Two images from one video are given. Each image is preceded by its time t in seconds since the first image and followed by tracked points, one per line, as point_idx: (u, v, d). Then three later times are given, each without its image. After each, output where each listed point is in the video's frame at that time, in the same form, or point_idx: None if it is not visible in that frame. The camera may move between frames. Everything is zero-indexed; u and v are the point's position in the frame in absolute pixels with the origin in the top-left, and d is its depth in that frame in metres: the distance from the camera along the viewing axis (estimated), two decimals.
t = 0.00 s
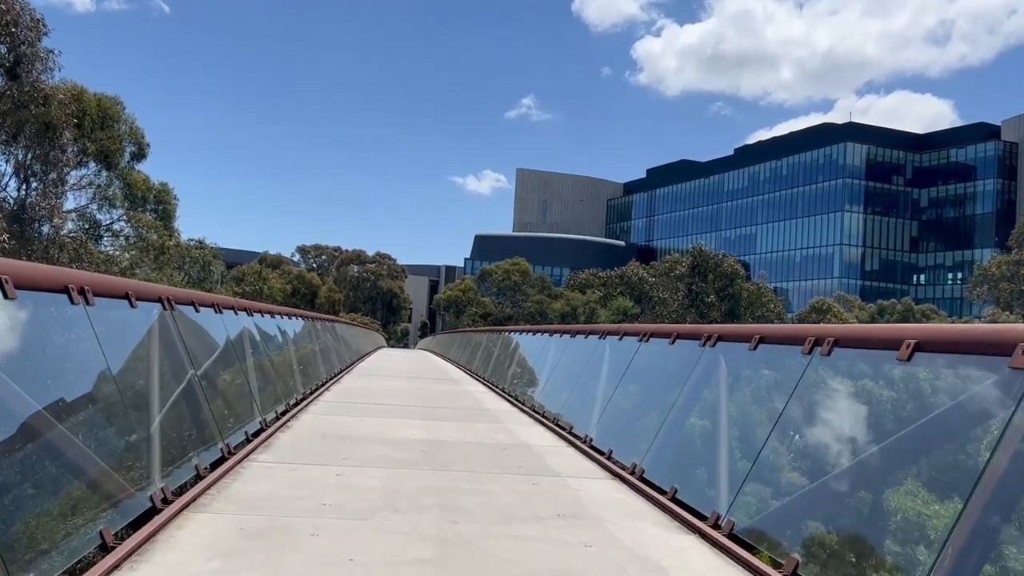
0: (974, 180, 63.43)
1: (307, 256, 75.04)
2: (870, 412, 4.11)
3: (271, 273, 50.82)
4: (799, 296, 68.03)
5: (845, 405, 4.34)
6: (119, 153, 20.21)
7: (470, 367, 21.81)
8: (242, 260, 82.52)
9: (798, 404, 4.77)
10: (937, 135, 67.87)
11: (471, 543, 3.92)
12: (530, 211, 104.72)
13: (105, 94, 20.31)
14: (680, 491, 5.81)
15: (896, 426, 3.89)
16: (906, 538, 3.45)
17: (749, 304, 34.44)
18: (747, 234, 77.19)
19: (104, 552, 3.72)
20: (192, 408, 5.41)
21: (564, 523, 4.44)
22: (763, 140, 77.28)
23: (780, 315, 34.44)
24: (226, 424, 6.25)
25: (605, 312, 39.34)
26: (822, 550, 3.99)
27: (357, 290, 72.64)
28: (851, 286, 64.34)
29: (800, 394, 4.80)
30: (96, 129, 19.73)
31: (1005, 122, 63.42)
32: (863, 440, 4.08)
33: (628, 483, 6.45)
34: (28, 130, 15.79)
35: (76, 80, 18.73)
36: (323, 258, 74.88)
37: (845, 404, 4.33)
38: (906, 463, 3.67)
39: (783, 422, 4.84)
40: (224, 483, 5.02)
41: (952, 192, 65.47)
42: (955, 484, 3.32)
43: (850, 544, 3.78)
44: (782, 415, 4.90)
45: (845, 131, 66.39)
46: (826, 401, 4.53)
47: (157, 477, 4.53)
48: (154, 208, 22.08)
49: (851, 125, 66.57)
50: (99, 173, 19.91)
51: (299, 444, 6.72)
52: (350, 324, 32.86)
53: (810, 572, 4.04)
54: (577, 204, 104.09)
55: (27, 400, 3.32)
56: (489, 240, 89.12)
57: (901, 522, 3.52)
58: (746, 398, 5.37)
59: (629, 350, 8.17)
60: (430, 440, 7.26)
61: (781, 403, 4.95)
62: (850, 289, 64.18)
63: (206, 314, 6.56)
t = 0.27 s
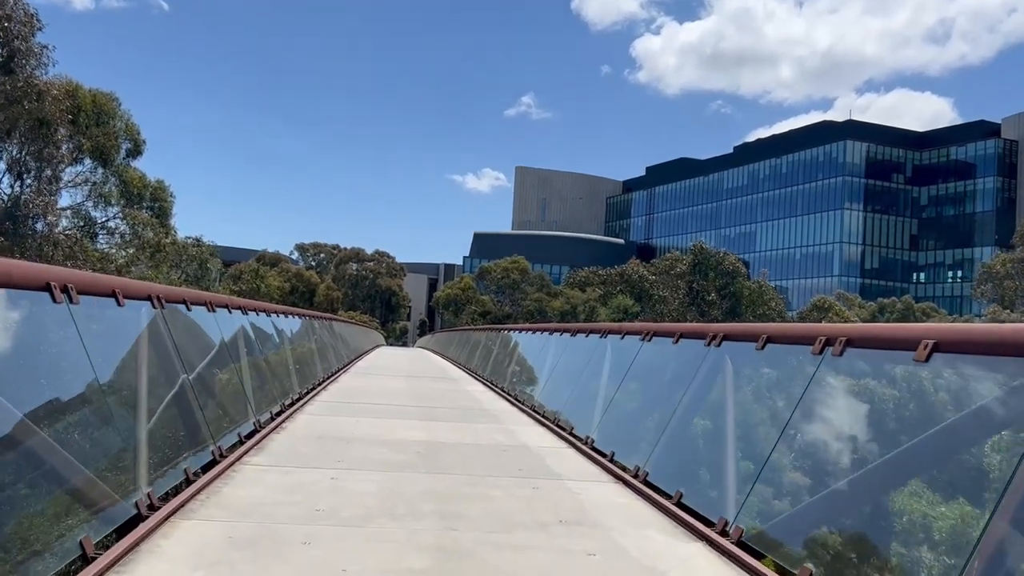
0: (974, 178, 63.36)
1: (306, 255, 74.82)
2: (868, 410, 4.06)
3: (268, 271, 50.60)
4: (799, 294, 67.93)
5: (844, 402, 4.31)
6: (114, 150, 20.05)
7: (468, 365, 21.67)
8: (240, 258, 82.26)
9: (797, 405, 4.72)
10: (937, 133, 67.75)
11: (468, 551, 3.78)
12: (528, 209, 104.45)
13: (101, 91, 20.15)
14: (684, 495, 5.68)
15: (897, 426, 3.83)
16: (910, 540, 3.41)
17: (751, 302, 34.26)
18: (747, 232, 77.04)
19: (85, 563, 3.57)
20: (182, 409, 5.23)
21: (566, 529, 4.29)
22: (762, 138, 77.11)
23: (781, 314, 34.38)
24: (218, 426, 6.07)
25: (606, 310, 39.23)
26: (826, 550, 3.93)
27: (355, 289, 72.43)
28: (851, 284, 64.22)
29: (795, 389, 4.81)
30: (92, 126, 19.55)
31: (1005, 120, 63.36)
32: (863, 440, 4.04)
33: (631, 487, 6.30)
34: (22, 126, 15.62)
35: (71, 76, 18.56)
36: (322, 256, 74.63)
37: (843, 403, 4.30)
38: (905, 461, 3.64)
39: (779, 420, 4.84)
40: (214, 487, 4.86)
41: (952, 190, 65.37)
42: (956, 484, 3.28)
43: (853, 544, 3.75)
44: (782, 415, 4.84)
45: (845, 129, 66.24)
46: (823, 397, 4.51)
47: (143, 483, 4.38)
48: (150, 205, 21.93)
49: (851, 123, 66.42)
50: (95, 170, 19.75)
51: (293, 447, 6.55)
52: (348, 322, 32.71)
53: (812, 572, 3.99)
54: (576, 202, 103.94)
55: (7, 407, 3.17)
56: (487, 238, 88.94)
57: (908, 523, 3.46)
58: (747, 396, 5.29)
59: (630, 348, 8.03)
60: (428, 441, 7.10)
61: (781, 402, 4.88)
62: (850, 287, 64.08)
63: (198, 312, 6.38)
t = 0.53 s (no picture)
0: (973, 179, 63.34)
1: (304, 256, 74.59)
2: (863, 413, 4.12)
3: (266, 271, 50.45)
4: (798, 295, 67.84)
5: (838, 401, 4.37)
6: (111, 149, 19.89)
7: (467, 367, 21.54)
8: (238, 258, 82.00)
9: (796, 409, 4.72)
10: (936, 135, 67.70)
11: (469, 562, 3.63)
12: (527, 210, 104.27)
13: (97, 90, 20.00)
14: (690, 502, 5.57)
15: (900, 429, 3.83)
16: (914, 545, 3.42)
17: (751, 303, 34.12)
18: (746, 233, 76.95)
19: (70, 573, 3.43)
20: (173, 414, 5.07)
21: (570, 538, 4.14)
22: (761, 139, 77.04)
23: (782, 315, 34.36)
24: (211, 430, 5.89)
25: (606, 311, 39.12)
26: (826, 552, 3.95)
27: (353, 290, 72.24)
28: (850, 286, 64.15)
29: (794, 392, 4.81)
30: (88, 125, 19.40)
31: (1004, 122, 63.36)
32: (862, 442, 4.04)
33: (636, 493, 6.17)
34: (16, 124, 15.45)
35: (67, 74, 18.40)
36: (320, 257, 74.39)
37: (840, 405, 4.32)
38: (911, 467, 3.63)
39: (778, 423, 4.84)
40: (205, 493, 4.70)
41: (951, 192, 65.35)
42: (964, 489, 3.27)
43: (854, 546, 3.75)
44: (782, 418, 4.82)
45: (845, 130, 66.15)
46: (807, 396, 4.68)
47: (132, 490, 4.23)
48: (147, 205, 21.78)
49: (851, 124, 66.34)
50: (91, 170, 19.59)
51: (288, 451, 6.37)
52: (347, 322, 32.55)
53: None
54: (575, 202, 103.83)
55: None
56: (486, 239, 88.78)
57: (914, 528, 3.46)
58: (747, 400, 5.27)
59: (633, 350, 7.89)
60: (427, 444, 6.95)
61: (782, 404, 4.87)
62: (849, 289, 64.01)
63: (191, 311, 6.19)
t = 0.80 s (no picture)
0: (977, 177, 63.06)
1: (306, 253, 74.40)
2: (866, 411, 4.12)
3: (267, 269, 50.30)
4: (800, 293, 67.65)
5: (830, 397, 4.45)
6: (111, 145, 19.75)
7: (469, 364, 21.38)
8: (240, 256, 81.95)
9: (803, 407, 4.67)
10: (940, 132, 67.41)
11: (476, 572, 3.47)
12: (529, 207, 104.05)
13: (97, 85, 19.87)
14: (705, 506, 5.41)
15: (904, 428, 3.81)
16: (926, 545, 3.43)
17: (756, 301, 33.96)
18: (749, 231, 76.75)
19: None
20: (170, 415, 4.91)
21: (580, 545, 3.99)
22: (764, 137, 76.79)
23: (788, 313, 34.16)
24: (209, 432, 5.72)
25: (610, 309, 38.93)
26: (833, 552, 3.96)
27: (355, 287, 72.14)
28: (853, 284, 63.95)
29: (801, 390, 4.73)
30: (87, 121, 19.26)
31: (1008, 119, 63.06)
32: (865, 440, 4.04)
33: (648, 497, 6.02)
34: (14, 120, 15.34)
35: (66, 69, 18.26)
36: (322, 254, 74.21)
37: (840, 403, 4.34)
38: (926, 472, 3.57)
39: (784, 422, 4.78)
40: (202, 498, 4.54)
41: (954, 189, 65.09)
42: (971, 492, 3.29)
43: (860, 546, 3.76)
44: (789, 418, 4.76)
45: (848, 127, 65.90)
46: (813, 395, 4.62)
47: (126, 495, 4.08)
48: (147, 202, 21.65)
49: (854, 122, 66.11)
50: (90, 166, 19.47)
51: (288, 453, 6.19)
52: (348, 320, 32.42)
53: None
54: (577, 200, 103.61)
55: None
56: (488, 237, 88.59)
57: (926, 528, 3.45)
58: (757, 401, 5.17)
59: (640, 349, 7.71)
60: (431, 446, 6.79)
61: (787, 403, 4.80)
62: (852, 287, 63.81)
63: (190, 309, 6.04)
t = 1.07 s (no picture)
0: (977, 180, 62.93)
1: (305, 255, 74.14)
2: (864, 415, 4.10)
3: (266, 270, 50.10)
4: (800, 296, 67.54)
5: (830, 402, 4.43)
6: (108, 145, 19.61)
7: (469, 367, 21.21)
8: (238, 257, 81.83)
9: (805, 411, 4.62)
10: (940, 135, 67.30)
11: None
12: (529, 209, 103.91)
13: (94, 85, 19.73)
14: (713, 515, 5.26)
15: (906, 431, 3.77)
16: (931, 552, 3.37)
17: (758, 303, 33.85)
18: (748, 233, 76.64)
19: None
20: (162, 421, 4.76)
21: (587, 556, 3.84)
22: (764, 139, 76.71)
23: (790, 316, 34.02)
24: (203, 437, 5.55)
25: (611, 311, 38.77)
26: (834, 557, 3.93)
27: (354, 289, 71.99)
28: (853, 286, 63.83)
29: (802, 395, 4.69)
30: (84, 121, 19.11)
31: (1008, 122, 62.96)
32: (866, 446, 4.01)
33: (653, 503, 5.90)
34: (10, 118, 15.20)
35: (62, 69, 18.12)
36: (321, 256, 73.98)
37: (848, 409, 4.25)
38: (936, 481, 3.48)
39: (785, 426, 4.73)
40: (194, 506, 4.39)
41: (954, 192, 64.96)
42: (975, 499, 3.25)
43: (863, 553, 3.72)
44: (790, 422, 4.72)
45: (847, 129, 65.81)
46: (815, 400, 4.57)
47: (113, 504, 3.91)
48: (145, 203, 21.51)
49: (854, 124, 66.02)
50: (87, 166, 19.32)
51: (284, 459, 6.01)
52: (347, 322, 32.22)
53: None
54: (577, 202, 103.48)
55: None
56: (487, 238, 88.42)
57: (932, 535, 3.40)
58: (764, 406, 5.05)
59: (644, 352, 7.55)
60: (430, 450, 6.63)
61: (788, 407, 4.76)
62: (852, 289, 63.69)
63: (184, 311, 5.89)
